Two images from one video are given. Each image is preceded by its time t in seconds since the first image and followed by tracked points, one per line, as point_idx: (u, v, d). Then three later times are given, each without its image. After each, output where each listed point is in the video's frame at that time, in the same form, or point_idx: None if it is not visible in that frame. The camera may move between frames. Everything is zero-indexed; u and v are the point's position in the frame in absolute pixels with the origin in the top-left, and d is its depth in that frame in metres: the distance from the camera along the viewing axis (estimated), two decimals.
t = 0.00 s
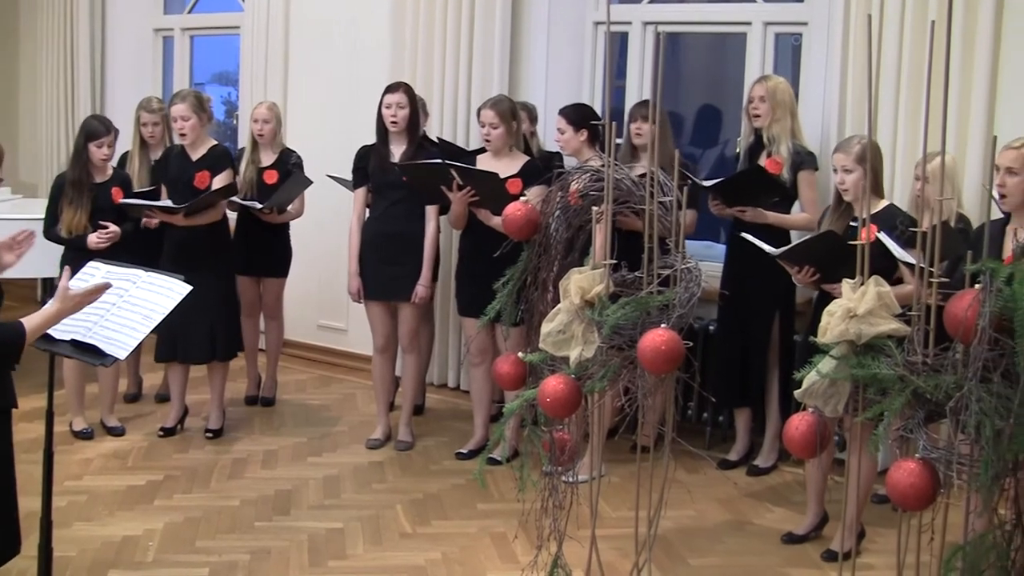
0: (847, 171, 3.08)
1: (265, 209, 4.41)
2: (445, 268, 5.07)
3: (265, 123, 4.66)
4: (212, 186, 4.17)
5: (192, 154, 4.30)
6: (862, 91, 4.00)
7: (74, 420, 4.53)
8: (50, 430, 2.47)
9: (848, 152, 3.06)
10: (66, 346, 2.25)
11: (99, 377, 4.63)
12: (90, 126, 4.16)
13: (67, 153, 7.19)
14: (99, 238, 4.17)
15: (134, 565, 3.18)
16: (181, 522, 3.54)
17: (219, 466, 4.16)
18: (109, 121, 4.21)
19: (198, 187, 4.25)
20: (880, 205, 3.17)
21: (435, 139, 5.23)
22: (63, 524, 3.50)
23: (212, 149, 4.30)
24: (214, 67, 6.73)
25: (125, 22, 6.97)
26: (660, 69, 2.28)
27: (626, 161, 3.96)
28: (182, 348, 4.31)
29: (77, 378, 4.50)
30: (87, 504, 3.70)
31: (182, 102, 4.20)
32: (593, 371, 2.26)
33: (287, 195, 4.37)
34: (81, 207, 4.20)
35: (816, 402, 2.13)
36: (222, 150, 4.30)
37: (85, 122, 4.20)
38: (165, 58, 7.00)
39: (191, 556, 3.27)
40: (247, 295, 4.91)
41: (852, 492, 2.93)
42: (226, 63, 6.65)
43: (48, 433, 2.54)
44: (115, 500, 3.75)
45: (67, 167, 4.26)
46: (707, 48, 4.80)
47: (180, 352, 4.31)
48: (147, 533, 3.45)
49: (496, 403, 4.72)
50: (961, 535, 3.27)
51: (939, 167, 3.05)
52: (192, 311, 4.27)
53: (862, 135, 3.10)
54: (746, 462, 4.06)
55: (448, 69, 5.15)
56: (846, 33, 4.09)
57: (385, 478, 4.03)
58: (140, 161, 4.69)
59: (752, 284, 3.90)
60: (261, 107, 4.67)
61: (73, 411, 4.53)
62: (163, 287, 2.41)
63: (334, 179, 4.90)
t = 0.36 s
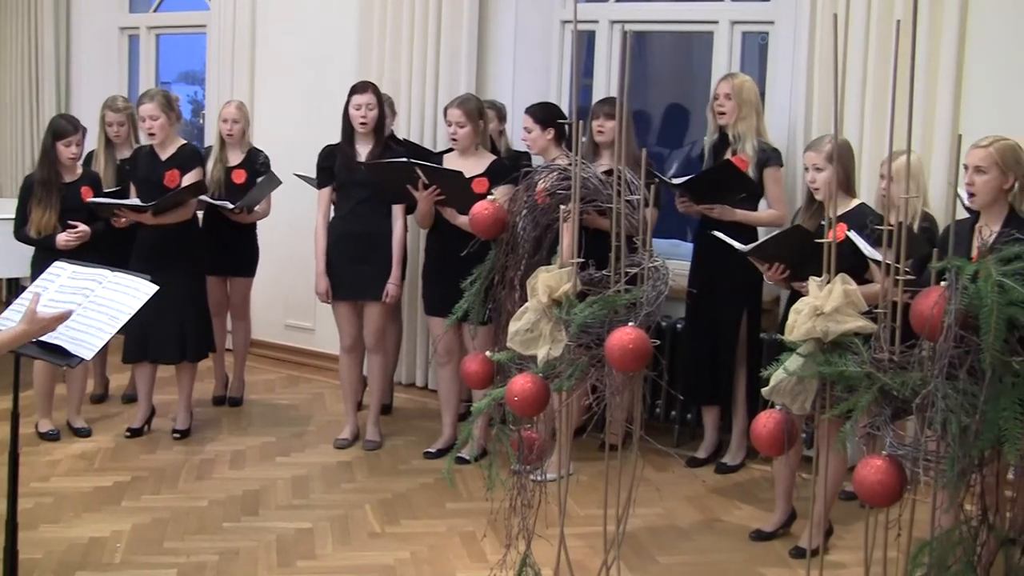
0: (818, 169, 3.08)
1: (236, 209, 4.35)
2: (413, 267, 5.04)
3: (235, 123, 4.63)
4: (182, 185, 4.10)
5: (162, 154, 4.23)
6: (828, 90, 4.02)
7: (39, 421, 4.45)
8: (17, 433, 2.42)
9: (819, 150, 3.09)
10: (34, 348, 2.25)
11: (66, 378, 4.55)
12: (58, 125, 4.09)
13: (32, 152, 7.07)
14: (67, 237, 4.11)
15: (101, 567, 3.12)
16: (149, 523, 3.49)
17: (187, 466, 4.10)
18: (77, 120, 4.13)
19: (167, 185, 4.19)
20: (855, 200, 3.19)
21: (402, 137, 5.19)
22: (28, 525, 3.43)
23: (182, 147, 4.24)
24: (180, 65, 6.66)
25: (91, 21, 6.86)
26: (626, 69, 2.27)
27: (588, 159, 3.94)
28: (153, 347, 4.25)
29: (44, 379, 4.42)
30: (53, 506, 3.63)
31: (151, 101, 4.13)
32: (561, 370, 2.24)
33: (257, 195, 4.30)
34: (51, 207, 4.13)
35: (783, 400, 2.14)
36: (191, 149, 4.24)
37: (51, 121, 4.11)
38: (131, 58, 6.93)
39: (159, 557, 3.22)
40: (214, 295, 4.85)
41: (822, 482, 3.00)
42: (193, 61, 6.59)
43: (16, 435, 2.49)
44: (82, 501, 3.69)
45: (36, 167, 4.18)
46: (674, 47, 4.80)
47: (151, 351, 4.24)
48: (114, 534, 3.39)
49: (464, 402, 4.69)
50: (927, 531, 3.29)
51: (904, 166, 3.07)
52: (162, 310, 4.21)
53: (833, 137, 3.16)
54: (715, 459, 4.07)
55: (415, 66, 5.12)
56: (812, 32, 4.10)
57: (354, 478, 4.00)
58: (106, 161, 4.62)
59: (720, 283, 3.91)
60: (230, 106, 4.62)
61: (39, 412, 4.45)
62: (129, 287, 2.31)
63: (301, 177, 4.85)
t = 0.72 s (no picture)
0: (791, 168, 3.10)
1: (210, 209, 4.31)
2: (385, 266, 5.01)
3: (206, 121, 4.57)
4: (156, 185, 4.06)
5: (134, 154, 4.17)
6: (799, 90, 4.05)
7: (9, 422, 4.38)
8: None
9: (793, 149, 3.11)
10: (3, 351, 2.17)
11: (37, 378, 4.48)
12: (30, 123, 4.05)
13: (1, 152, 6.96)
14: (41, 237, 4.02)
15: (73, 569, 3.07)
16: (121, 524, 3.44)
17: (159, 467, 4.05)
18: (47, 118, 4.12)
19: (141, 185, 4.13)
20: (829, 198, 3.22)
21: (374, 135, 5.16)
22: None
23: (154, 146, 4.17)
24: (152, 64, 6.59)
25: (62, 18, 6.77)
26: (599, 68, 2.26)
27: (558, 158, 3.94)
28: (126, 348, 4.19)
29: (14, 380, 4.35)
30: (23, 508, 3.57)
31: (124, 100, 4.08)
32: (534, 368, 2.23)
33: (230, 196, 4.25)
34: (24, 206, 4.09)
35: (756, 398, 2.14)
36: (163, 149, 4.18)
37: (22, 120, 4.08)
38: (102, 57, 6.87)
39: (132, 558, 3.17)
40: (186, 295, 4.79)
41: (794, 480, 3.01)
42: (165, 60, 6.52)
43: None
44: (53, 503, 3.63)
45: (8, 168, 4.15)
46: (647, 46, 4.81)
47: (123, 352, 4.19)
48: (86, 535, 3.34)
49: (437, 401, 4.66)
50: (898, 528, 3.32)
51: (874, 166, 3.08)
52: (133, 309, 4.16)
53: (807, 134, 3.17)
54: (688, 458, 4.08)
55: (387, 63, 5.08)
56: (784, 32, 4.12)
57: (327, 478, 3.96)
58: (75, 161, 4.57)
59: (694, 281, 3.92)
60: (201, 105, 4.55)
61: (9, 413, 4.38)
62: (100, 287, 2.27)
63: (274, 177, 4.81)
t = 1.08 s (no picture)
0: (758, 166, 3.10)
1: (178, 209, 4.26)
2: (355, 265, 4.97)
3: (174, 120, 4.49)
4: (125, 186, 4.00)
5: (101, 153, 4.11)
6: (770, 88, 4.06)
7: None
8: None
9: (759, 147, 3.09)
10: None
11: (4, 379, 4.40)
12: None
13: None
14: (8, 237, 3.94)
15: (42, 571, 3.02)
16: (90, 526, 3.39)
17: (129, 468, 4.00)
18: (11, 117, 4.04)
19: (110, 185, 4.08)
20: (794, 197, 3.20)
21: (344, 134, 5.12)
22: None
23: (122, 145, 4.12)
24: (120, 62, 6.49)
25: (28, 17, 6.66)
26: (568, 67, 2.25)
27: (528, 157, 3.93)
28: (92, 350, 4.12)
29: None
30: None
31: (92, 99, 4.03)
32: (504, 367, 2.22)
33: (197, 194, 4.20)
34: None
35: (725, 396, 2.14)
36: (132, 147, 4.12)
37: None
38: (70, 56, 6.73)
39: (101, 560, 3.13)
40: (155, 295, 4.74)
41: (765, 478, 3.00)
42: (133, 58, 6.43)
43: None
44: (21, 505, 3.57)
45: None
46: (617, 45, 4.81)
47: (90, 354, 4.11)
48: (55, 537, 3.29)
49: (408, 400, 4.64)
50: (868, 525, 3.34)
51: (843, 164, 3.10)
52: (101, 309, 4.10)
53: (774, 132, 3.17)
54: (658, 456, 4.08)
55: (357, 61, 5.05)
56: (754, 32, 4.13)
57: (298, 478, 3.93)
58: (40, 160, 4.48)
59: (664, 280, 3.93)
60: (169, 104, 4.49)
61: None
62: (69, 288, 2.21)
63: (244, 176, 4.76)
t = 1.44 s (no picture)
0: (721, 165, 3.10)
1: (141, 208, 4.21)
2: (323, 264, 4.94)
3: (140, 120, 4.44)
4: (90, 185, 3.94)
5: (66, 152, 4.04)
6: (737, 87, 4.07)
7: None
8: None
9: (722, 147, 3.09)
10: None
11: None
12: None
13: None
14: None
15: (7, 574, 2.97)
16: (57, 528, 3.34)
17: (96, 469, 3.94)
18: None
19: (74, 185, 4.01)
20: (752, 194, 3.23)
21: (311, 133, 5.08)
22: None
23: (87, 145, 4.05)
24: (86, 61, 6.40)
25: None
26: (535, 65, 2.24)
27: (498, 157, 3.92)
28: (57, 350, 4.07)
29: None
30: None
31: (57, 98, 3.97)
32: (473, 367, 2.21)
33: (162, 191, 4.18)
34: None
35: (694, 394, 2.13)
36: (98, 147, 4.05)
37: None
38: (34, 55, 6.63)
39: (68, 562, 3.08)
40: (122, 295, 4.67)
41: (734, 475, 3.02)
42: (99, 57, 6.34)
43: None
44: None
45: None
46: (585, 44, 4.81)
47: (54, 355, 4.07)
48: (21, 539, 3.23)
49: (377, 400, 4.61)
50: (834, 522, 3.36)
51: (808, 164, 3.12)
52: (66, 310, 4.04)
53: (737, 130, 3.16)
54: (627, 454, 4.09)
55: (324, 58, 5.01)
56: (721, 31, 4.14)
57: (266, 478, 3.89)
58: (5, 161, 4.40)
59: (633, 279, 3.93)
60: (133, 103, 4.44)
61: None
62: (34, 288, 2.08)
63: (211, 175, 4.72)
